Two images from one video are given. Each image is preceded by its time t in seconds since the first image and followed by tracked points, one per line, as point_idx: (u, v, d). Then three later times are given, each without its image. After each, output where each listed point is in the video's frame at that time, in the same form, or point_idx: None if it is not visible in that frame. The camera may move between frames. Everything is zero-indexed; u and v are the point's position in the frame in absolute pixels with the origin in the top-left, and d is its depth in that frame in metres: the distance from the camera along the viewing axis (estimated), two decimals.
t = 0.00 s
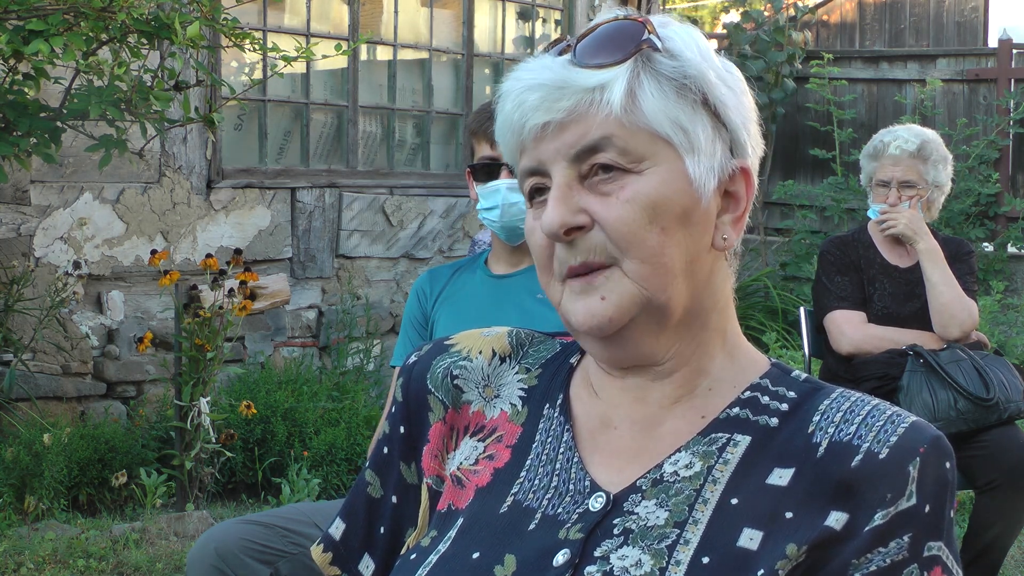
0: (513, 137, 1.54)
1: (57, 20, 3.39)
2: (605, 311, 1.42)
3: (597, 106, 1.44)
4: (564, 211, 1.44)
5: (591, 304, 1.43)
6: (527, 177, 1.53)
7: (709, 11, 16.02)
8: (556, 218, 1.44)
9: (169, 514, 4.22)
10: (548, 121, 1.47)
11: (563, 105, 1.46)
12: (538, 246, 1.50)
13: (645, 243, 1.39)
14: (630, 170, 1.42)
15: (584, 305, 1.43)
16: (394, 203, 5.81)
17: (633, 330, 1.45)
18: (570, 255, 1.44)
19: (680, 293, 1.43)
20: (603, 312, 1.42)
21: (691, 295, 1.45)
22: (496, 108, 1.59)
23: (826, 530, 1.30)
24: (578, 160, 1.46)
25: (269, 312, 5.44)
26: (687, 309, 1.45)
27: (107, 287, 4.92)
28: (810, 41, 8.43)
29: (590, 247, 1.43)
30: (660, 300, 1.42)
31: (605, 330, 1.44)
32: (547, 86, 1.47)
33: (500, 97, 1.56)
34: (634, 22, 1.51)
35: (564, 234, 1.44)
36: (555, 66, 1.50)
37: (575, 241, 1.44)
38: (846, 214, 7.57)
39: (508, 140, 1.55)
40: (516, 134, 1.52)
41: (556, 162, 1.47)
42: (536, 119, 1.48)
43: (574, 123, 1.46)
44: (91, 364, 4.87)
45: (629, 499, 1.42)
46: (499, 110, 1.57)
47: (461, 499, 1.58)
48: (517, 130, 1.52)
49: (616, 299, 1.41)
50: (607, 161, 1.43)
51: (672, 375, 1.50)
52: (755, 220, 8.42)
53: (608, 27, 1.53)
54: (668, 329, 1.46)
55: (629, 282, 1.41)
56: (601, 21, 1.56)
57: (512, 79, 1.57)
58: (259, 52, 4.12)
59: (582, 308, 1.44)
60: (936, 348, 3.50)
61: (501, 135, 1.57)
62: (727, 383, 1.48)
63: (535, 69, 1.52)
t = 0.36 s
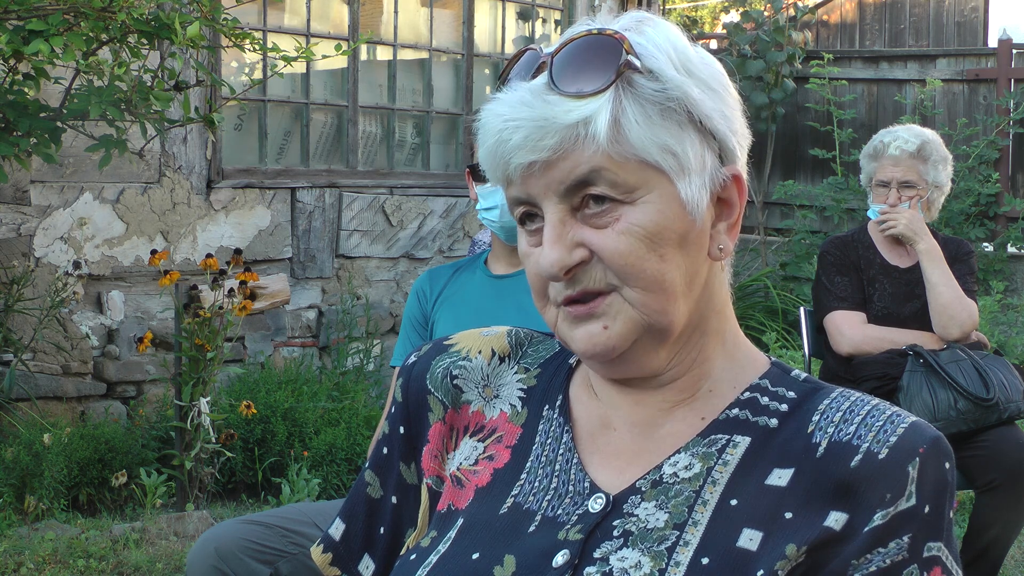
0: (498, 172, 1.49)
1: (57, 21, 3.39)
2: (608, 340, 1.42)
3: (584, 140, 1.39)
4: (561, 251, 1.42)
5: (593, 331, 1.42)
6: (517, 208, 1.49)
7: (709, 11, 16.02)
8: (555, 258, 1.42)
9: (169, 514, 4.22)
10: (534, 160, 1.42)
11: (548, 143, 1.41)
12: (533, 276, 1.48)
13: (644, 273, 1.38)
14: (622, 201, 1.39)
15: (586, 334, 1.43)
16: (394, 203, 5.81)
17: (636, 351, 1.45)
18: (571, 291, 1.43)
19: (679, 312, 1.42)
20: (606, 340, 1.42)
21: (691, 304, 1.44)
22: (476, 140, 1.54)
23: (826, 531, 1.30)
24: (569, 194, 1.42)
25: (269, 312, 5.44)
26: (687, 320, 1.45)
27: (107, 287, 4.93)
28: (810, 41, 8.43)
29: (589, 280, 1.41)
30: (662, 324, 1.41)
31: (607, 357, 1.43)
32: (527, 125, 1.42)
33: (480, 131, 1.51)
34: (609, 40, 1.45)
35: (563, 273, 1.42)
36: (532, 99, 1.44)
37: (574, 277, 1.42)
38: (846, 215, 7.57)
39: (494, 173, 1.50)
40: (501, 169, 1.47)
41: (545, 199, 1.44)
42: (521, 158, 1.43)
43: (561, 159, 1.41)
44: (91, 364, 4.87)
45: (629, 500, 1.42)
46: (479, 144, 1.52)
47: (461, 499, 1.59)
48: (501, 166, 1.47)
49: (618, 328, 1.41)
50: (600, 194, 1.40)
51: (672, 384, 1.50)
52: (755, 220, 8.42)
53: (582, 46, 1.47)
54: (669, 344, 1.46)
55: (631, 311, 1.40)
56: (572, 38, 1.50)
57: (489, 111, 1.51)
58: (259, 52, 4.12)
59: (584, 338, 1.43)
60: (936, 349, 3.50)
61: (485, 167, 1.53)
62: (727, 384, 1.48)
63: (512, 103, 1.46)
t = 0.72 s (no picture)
0: (497, 172, 1.49)
1: (57, 20, 3.39)
2: (609, 345, 1.42)
3: (581, 141, 1.39)
4: (559, 254, 1.41)
5: (595, 337, 1.42)
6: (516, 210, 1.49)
7: (709, 11, 16.00)
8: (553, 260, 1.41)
9: (169, 514, 4.22)
10: (531, 161, 1.42)
11: (545, 144, 1.41)
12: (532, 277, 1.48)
13: (643, 276, 1.38)
14: (619, 203, 1.39)
15: (587, 337, 1.43)
16: (394, 203, 5.81)
17: (636, 354, 1.45)
18: (569, 293, 1.42)
19: (679, 314, 1.42)
20: (606, 344, 1.42)
21: (692, 306, 1.44)
22: (475, 140, 1.54)
23: (826, 530, 1.30)
24: (567, 195, 1.42)
25: (269, 312, 5.44)
26: (687, 321, 1.45)
27: (107, 287, 4.93)
28: (809, 41, 8.43)
29: (588, 283, 1.41)
30: (661, 327, 1.41)
31: (607, 361, 1.43)
32: (525, 126, 1.42)
33: (478, 132, 1.51)
34: (606, 41, 1.45)
35: (561, 274, 1.41)
36: (530, 99, 1.44)
37: (572, 279, 1.42)
38: (846, 215, 7.58)
39: (493, 174, 1.50)
40: (500, 169, 1.47)
41: (544, 199, 1.44)
42: (519, 158, 1.43)
43: (559, 160, 1.41)
44: (91, 364, 4.87)
45: (629, 501, 1.42)
46: (478, 144, 1.52)
47: (461, 499, 1.59)
48: (500, 166, 1.47)
49: (618, 333, 1.41)
50: (597, 196, 1.39)
51: (670, 386, 1.50)
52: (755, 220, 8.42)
53: (581, 45, 1.47)
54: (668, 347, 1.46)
55: (631, 315, 1.40)
56: (571, 38, 1.49)
57: (488, 111, 1.51)
58: (259, 52, 4.12)
59: (584, 340, 1.43)
60: (935, 349, 3.51)
61: (483, 167, 1.52)
62: (727, 384, 1.48)
63: (511, 103, 1.46)
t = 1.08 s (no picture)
0: (502, 180, 1.47)
1: (57, 20, 3.39)
2: (616, 348, 1.42)
3: (588, 149, 1.38)
4: (568, 260, 1.40)
5: (600, 339, 1.42)
6: (522, 219, 1.47)
7: (709, 12, 16.00)
8: (562, 269, 1.40)
9: (169, 514, 4.22)
10: (538, 169, 1.41)
11: (552, 152, 1.39)
12: (537, 282, 1.47)
13: (652, 280, 1.38)
14: (628, 212, 1.38)
15: (593, 342, 1.43)
16: (394, 203, 5.81)
17: (642, 357, 1.44)
18: (579, 298, 1.41)
19: (685, 317, 1.42)
20: (614, 348, 1.42)
21: (697, 307, 1.44)
22: (477, 148, 1.52)
23: (826, 530, 1.30)
24: (573, 207, 1.41)
25: (269, 312, 5.44)
26: (693, 323, 1.45)
27: (107, 287, 4.93)
28: (810, 41, 8.43)
29: (596, 288, 1.40)
30: (667, 330, 1.41)
31: (614, 364, 1.43)
32: (531, 136, 1.41)
33: (482, 140, 1.49)
34: (608, 46, 1.45)
35: (571, 283, 1.40)
36: (534, 108, 1.43)
37: (581, 286, 1.41)
38: (846, 215, 7.58)
39: (498, 182, 1.48)
40: (505, 177, 1.46)
41: (550, 208, 1.42)
42: (525, 167, 1.42)
43: (566, 169, 1.39)
44: (91, 364, 4.87)
45: (629, 501, 1.42)
46: (480, 153, 1.51)
47: (461, 499, 1.59)
48: (505, 174, 1.46)
49: (625, 336, 1.41)
50: (604, 208, 1.38)
51: (672, 386, 1.50)
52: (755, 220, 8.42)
53: (581, 51, 1.46)
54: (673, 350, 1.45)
55: (639, 318, 1.40)
56: (571, 44, 1.49)
57: (490, 118, 1.50)
58: (259, 52, 4.12)
59: (591, 344, 1.43)
60: (935, 349, 3.50)
61: (486, 175, 1.51)
62: (728, 384, 1.48)
63: (516, 111, 1.45)
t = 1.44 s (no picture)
0: (523, 162, 1.46)
1: (57, 20, 3.39)
2: (632, 337, 1.41)
3: (617, 135, 1.38)
4: (590, 244, 1.40)
5: (614, 329, 1.42)
6: (539, 202, 1.47)
7: (709, 11, 16.00)
8: (583, 252, 1.40)
9: (169, 514, 4.22)
10: (565, 152, 1.41)
11: (581, 135, 1.39)
12: (551, 268, 1.47)
13: (670, 270, 1.38)
14: (651, 201, 1.38)
15: (608, 330, 1.42)
16: (394, 203, 5.81)
17: (654, 351, 1.44)
18: (595, 288, 1.41)
19: (698, 312, 1.42)
20: (630, 336, 1.41)
21: (708, 303, 1.44)
22: (496, 129, 1.51)
23: (826, 531, 1.30)
24: (595, 192, 1.40)
25: (269, 312, 5.44)
26: (702, 320, 1.45)
27: (107, 287, 4.93)
28: (809, 41, 8.43)
29: (614, 278, 1.40)
30: (681, 324, 1.41)
31: (628, 353, 1.43)
32: (560, 117, 1.40)
33: (504, 120, 1.48)
34: (638, 36, 1.44)
35: (590, 268, 1.40)
36: (563, 90, 1.43)
37: (599, 273, 1.40)
38: (846, 215, 7.58)
39: (518, 164, 1.48)
40: (527, 159, 1.45)
41: (572, 192, 1.42)
42: (551, 149, 1.41)
43: (593, 154, 1.39)
44: (91, 364, 4.87)
45: (629, 502, 1.42)
46: (502, 134, 1.50)
47: (462, 500, 1.59)
48: (527, 156, 1.45)
49: (641, 327, 1.40)
50: (628, 195, 1.38)
51: (676, 383, 1.50)
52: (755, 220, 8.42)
53: (610, 38, 1.46)
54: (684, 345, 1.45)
55: (654, 308, 1.39)
56: (598, 31, 1.49)
57: (515, 99, 1.49)
58: (259, 52, 4.12)
59: (604, 332, 1.42)
60: (935, 349, 3.50)
61: (505, 156, 1.50)
62: (729, 385, 1.48)
63: (544, 92, 1.44)
